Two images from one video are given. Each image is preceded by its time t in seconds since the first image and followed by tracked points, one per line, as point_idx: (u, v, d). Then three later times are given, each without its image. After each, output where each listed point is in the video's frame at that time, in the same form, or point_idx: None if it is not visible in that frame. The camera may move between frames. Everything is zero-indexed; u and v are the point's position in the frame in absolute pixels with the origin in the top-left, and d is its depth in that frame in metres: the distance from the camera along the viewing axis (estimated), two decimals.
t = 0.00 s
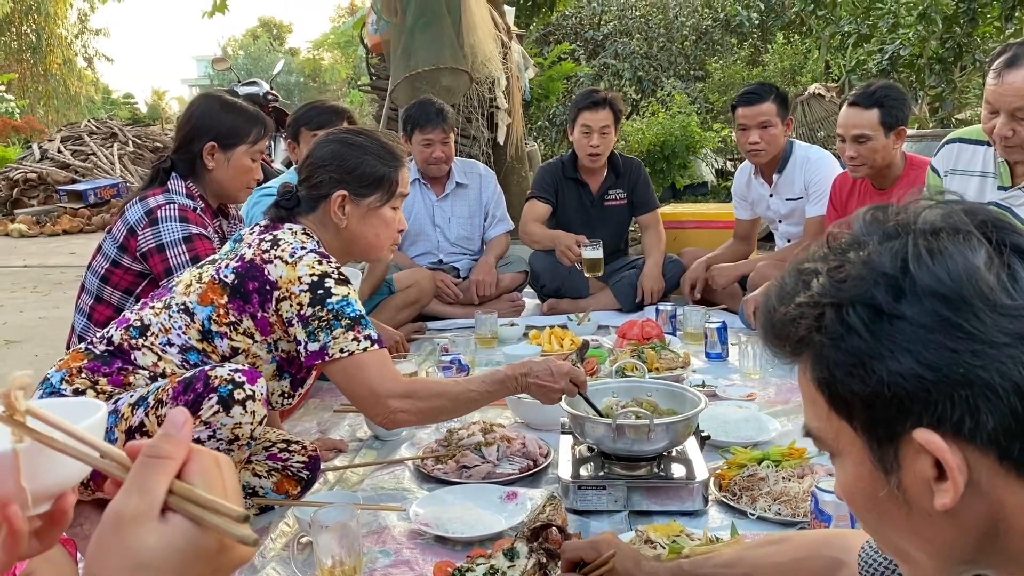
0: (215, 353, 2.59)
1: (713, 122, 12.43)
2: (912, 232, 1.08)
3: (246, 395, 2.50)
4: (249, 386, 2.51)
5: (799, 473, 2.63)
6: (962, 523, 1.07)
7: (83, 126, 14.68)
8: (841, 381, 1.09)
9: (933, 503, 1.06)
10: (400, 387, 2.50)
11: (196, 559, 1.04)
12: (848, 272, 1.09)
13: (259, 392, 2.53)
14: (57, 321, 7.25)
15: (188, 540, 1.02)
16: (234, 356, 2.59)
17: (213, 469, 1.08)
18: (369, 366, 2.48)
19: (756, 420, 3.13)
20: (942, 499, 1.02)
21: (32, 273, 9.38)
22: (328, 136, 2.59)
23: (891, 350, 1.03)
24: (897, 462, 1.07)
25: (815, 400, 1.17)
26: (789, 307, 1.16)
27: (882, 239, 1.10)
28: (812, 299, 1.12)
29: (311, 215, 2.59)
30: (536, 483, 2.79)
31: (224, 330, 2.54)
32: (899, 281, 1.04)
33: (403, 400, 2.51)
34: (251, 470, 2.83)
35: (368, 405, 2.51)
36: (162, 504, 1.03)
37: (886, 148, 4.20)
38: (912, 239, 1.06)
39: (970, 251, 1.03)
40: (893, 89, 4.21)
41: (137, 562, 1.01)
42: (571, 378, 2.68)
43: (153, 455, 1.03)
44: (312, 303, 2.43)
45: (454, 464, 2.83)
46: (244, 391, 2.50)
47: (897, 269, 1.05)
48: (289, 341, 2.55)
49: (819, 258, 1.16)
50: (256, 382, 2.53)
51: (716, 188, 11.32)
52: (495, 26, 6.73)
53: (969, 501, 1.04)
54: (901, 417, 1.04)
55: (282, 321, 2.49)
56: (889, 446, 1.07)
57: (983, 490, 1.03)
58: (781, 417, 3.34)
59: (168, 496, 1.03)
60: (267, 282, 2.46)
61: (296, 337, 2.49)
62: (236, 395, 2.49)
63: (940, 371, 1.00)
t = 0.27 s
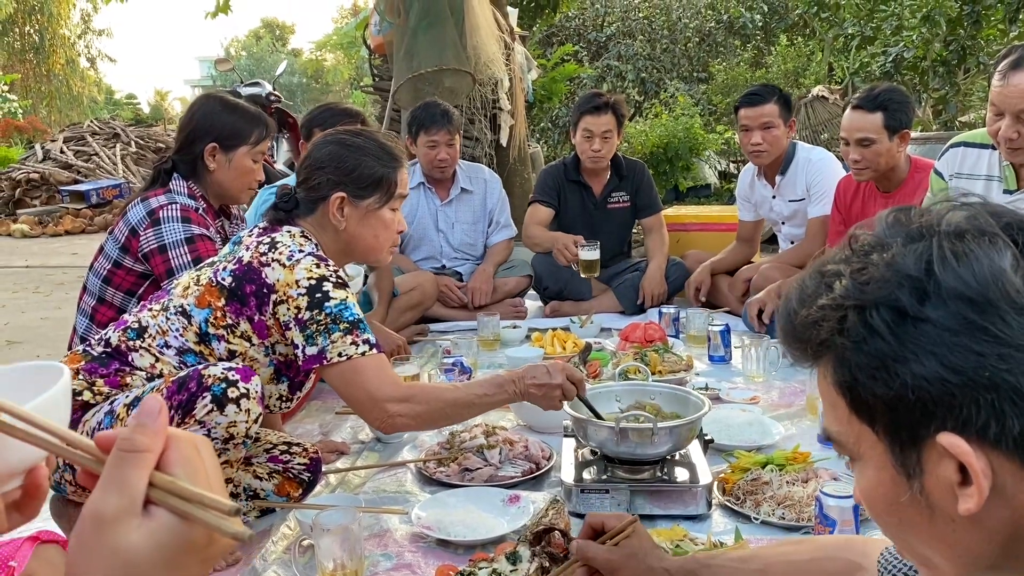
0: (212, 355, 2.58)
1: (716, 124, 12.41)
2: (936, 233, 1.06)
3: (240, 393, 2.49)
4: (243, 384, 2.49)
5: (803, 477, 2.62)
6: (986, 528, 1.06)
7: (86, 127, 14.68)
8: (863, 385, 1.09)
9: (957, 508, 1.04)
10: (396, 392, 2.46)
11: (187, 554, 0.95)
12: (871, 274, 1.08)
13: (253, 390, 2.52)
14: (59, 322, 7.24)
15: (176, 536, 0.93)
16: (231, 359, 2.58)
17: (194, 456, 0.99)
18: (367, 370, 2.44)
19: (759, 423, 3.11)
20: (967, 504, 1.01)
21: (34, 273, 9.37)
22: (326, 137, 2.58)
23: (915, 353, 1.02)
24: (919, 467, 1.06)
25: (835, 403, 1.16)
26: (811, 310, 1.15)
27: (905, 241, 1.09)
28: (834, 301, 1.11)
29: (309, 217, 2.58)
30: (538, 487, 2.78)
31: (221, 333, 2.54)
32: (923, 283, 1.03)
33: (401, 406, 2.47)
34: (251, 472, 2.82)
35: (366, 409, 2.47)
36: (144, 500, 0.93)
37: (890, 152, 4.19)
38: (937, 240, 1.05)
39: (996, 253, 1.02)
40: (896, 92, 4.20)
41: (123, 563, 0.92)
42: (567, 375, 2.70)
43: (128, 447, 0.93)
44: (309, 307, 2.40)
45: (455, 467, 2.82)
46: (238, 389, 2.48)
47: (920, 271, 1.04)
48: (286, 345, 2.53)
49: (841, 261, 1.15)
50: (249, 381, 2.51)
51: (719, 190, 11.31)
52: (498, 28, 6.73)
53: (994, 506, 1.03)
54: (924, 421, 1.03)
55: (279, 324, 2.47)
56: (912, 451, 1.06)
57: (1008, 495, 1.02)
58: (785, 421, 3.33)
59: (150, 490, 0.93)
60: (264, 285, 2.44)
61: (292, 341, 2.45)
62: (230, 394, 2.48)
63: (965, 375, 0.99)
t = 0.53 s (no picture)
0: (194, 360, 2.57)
1: (716, 126, 12.41)
2: (959, 237, 1.06)
3: (213, 379, 2.46)
4: (216, 371, 2.46)
5: (801, 481, 2.61)
6: (1000, 535, 1.05)
7: (87, 126, 14.68)
8: (880, 387, 1.09)
9: (970, 513, 1.04)
10: (368, 401, 2.46)
11: (171, 536, 0.91)
12: (891, 276, 1.08)
13: (228, 376, 2.49)
14: (58, 321, 7.25)
15: (162, 517, 0.89)
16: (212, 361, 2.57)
17: (173, 437, 0.96)
18: (341, 381, 2.44)
19: (758, 427, 3.11)
20: (981, 509, 1.01)
21: (34, 273, 9.38)
22: (308, 138, 2.59)
23: (934, 356, 1.02)
24: (935, 470, 1.06)
25: (852, 403, 1.17)
26: (830, 310, 1.16)
27: (927, 243, 1.09)
28: (853, 302, 1.11)
29: (292, 220, 2.58)
30: (536, 489, 2.78)
31: (202, 337, 2.53)
32: (943, 286, 1.03)
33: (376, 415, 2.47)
34: (247, 473, 2.81)
35: (337, 421, 2.46)
36: (126, 480, 0.88)
37: (892, 156, 4.19)
38: (959, 244, 1.05)
39: (1018, 259, 1.01)
40: (897, 96, 4.20)
41: (107, 546, 0.87)
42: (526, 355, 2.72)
43: (108, 426, 0.90)
44: (287, 313, 2.40)
45: (453, 469, 2.81)
46: (211, 375, 2.45)
47: (941, 274, 1.03)
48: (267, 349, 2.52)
49: (861, 262, 1.15)
50: (223, 367, 2.48)
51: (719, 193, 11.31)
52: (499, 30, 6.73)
53: (1008, 513, 1.03)
54: (941, 425, 1.03)
55: (258, 328, 2.47)
56: (927, 454, 1.06)
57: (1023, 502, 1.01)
58: (783, 425, 3.32)
59: (132, 471, 0.89)
60: (244, 288, 2.44)
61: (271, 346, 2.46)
62: (204, 381, 2.44)
63: (984, 380, 0.99)
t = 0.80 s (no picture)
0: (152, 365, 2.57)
1: (716, 130, 12.42)
2: (934, 247, 1.06)
3: (155, 345, 2.40)
4: (158, 338, 2.41)
5: (798, 485, 2.62)
6: (982, 544, 1.05)
7: (87, 126, 14.68)
8: (859, 398, 1.08)
9: (952, 521, 1.04)
10: (308, 404, 2.42)
11: (166, 533, 1.00)
12: (868, 287, 1.08)
13: (171, 342, 2.43)
14: (57, 321, 7.25)
15: (160, 514, 0.98)
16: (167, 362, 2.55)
17: (177, 436, 1.05)
18: (283, 381, 2.40)
19: (755, 431, 3.11)
20: (961, 518, 1.01)
21: (33, 272, 9.37)
22: (261, 132, 2.58)
23: (912, 366, 1.02)
24: (915, 480, 1.06)
25: (830, 414, 1.16)
26: (808, 321, 1.15)
27: (903, 253, 1.08)
28: (831, 312, 1.11)
29: (248, 217, 2.57)
30: (533, 491, 2.78)
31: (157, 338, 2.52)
32: (920, 296, 1.03)
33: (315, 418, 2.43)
34: (238, 471, 2.78)
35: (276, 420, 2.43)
36: (128, 477, 0.98)
37: (891, 161, 4.19)
38: (934, 254, 1.05)
39: (993, 268, 1.02)
40: (898, 100, 4.20)
41: (105, 538, 0.96)
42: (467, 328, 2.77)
43: (117, 422, 0.98)
44: (229, 312, 2.39)
45: (450, 470, 2.82)
46: (153, 342, 2.40)
47: (918, 283, 1.04)
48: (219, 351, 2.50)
49: (838, 272, 1.15)
50: (165, 335, 2.43)
51: (719, 196, 11.31)
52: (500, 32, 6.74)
53: (989, 521, 1.03)
54: (920, 435, 1.03)
55: (207, 328, 2.45)
56: (907, 464, 1.06)
57: (1003, 510, 1.01)
58: (781, 428, 3.32)
59: (135, 469, 0.98)
60: (191, 288, 2.44)
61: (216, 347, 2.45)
62: (146, 349, 2.39)
63: (961, 389, 0.99)
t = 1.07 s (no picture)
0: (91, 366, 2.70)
1: (715, 133, 12.43)
2: (919, 255, 1.07)
3: (49, 328, 2.45)
4: (50, 321, 2.47)
5: (795, 486, 2.62)
6: (972, 550, 1.05)
7: (86, 125, 14.67)
8: (847, 407, 1.08)
9: (942, 529, 1.04)
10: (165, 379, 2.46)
11: (159, 536, 1.03)
12: (855, 295, 1.08)
13: (66, 322, 2.47)
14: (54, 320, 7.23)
15: (156, 518, 1.01)
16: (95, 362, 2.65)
17: (176, 440, 1.07)
18: (159, 361, 2.47)
19: (752, 433, 3.11)
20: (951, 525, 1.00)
21: (31, 271, 9.36)
22: (167, 115, 2.67)
23: (900, 374, 1.02)
24: (904, 488, 1.06)
25: (819, 424, 1.16)
26: (795, 330, 1.15)
27: (888, 262, 1.09)
28: (818, 321, 1.11)
29: (156, 203, 2.68)
30: (530, 492, 2.78)
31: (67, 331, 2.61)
32: (907, 304, 1.03)
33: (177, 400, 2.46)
34: (224, 461, 2.79)
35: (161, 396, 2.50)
36: (126, 479, 1.00)
37: (889, 164, 4.20)
38: (920, 262, 1.05)
39: (978, 275, 1.03)
40: (897, 104, 4.21)
41: (100, 538, 0.99)
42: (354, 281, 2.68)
43: (120, 423, 0.99)
44: (106, 293, 2.44)
45: (447, 471, 2.82)
46: (45, 326, 2.46)
47: (904, 291, 1.04)
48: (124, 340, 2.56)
49: (825, 281, 1.15)
50: (60, 316, 2.48)
51: (717, 200, 11.31)
52: (499, 34, 6.74)
53: (978, 528, 1.03)
54: (908, 443, 1.03)
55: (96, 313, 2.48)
56: (896, 473, 1.06)
57: (993, 516, 1.01)
58: (778, 430, 3.33)
59: (134, 471, 1.01)
60: (79, 276, 2.49)
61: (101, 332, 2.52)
62: (40, 333, 2.46)
63: (948, 397, 0.99)
